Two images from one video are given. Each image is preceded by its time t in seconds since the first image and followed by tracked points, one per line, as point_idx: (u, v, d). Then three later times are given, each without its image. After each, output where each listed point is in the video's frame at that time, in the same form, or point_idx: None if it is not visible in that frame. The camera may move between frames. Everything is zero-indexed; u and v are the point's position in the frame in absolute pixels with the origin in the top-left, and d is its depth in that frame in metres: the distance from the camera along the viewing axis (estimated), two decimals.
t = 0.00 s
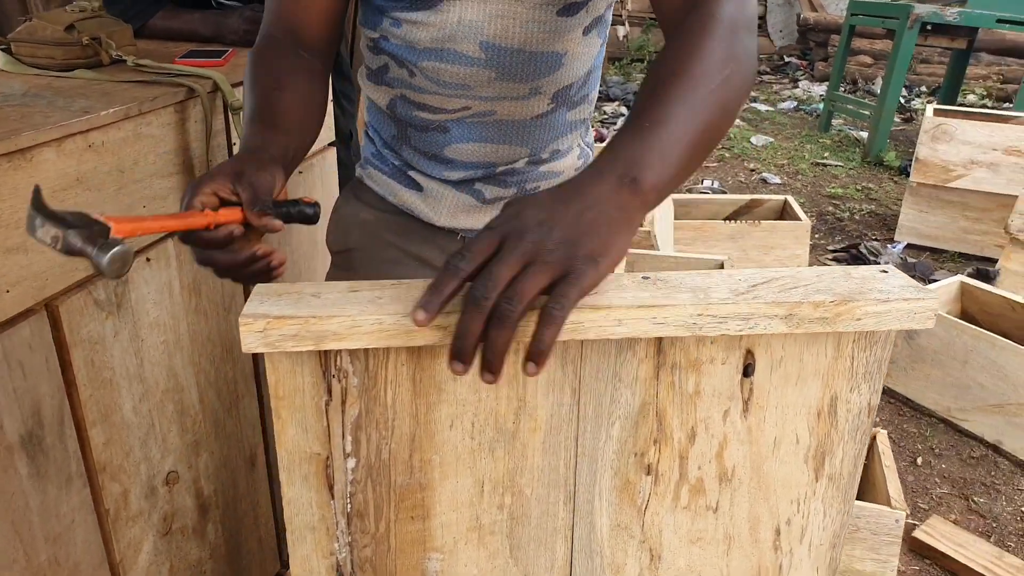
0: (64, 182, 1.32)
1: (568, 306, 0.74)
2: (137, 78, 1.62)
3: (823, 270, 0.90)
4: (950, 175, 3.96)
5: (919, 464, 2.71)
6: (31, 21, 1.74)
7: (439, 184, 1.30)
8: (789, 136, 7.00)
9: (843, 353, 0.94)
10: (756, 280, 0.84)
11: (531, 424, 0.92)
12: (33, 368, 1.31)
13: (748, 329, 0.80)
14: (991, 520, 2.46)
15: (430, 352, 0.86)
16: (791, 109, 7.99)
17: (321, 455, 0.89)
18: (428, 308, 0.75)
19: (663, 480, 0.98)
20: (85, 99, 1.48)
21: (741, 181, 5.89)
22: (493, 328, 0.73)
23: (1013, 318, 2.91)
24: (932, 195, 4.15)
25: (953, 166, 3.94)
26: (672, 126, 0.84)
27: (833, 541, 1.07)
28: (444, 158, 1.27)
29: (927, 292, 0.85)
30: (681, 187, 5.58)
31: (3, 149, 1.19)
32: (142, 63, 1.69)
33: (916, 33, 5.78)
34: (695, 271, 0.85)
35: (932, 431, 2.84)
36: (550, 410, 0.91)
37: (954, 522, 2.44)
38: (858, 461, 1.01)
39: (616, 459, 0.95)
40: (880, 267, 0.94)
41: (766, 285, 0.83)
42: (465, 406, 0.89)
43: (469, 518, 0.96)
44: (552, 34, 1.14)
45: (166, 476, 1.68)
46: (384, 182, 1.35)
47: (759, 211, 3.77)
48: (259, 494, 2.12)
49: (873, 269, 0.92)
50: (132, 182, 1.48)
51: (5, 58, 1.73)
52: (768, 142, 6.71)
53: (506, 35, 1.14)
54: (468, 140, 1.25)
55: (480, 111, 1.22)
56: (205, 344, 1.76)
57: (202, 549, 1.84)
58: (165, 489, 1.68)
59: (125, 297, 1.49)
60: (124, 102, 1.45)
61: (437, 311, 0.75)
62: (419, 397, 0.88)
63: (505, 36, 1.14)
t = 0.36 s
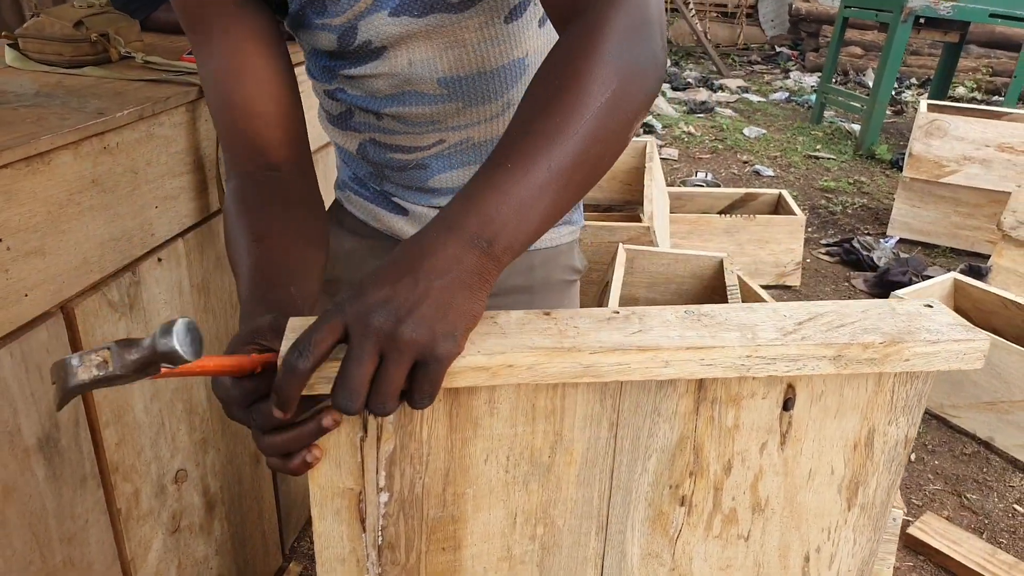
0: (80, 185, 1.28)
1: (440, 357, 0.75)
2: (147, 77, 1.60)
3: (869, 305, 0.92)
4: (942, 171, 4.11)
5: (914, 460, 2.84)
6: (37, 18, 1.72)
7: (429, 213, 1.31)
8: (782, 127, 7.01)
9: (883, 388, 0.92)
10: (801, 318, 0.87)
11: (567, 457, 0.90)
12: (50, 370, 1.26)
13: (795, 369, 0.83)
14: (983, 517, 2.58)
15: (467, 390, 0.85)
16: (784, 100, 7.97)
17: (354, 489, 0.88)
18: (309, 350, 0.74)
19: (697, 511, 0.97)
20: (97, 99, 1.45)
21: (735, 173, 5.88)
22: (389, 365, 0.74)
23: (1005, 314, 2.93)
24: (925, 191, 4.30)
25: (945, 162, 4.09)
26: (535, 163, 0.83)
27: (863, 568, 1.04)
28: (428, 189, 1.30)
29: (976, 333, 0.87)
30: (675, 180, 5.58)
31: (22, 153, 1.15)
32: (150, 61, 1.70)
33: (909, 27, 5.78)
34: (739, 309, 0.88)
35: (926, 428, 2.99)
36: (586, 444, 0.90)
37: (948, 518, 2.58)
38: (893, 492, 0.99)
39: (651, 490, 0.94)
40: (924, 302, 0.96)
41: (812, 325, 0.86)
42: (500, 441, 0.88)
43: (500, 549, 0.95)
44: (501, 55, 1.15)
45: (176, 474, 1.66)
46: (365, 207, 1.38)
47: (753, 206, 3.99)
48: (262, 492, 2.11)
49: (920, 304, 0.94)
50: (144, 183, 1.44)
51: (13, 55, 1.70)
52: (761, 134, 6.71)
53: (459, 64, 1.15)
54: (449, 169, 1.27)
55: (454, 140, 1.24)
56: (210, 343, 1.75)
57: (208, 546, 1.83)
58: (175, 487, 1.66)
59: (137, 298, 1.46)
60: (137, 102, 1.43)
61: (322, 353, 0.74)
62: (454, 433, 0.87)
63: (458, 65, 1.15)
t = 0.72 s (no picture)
0: (79, 193, 1.27)
1: (454, 389, 0.76)
2: (145, 84, 1.58)
3: (863, 323, 0.94)
4: (924, 179, 4.16)
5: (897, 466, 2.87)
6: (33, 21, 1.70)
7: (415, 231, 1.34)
8: (766, 132, 7.07)
9: (877, 403, 0.94)
10: (801, 337, 0.89)
11: (571, 473, 0.92)
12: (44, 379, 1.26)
13: (798, 389, 0.85)
14: (965, 523, 2.62)
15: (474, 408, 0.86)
16: (768, 105, 8.04)
17: (360, 502, 0.89)
18: (324, 405, 0.74)
19: (697, 525, 0.98)
20: (95, 106, 1.43)
21: (721, 177, 5.93)
22: (405, 405, 0.76)
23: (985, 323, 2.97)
24: (908, 198, 4.35)
25: (928, 170, 4.14)
26: (524, 172, 0.83)
27: None
28: (412, 212, 1.31)
29: (967, 351, 0.89)
30: (662, 184, 5.61)
31: (21, 162, 1.14)
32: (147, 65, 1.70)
33: (892, 35, 5.83)
34: (740, 328, 0.90)
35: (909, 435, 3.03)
36: (589, 461, 0.92)
37: (931, 524, 2.61)
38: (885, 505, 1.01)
39: (653, 506, 0.96)
40: (914, 319, 0.98)
41: (812, 345, 0.88)
42: (505, 457, 0.89)
43: (502, 562, 0.96)
44: (469, 75, 1.16)
45: (168, 481, 1.66)
46: (351, 228, 1.39)
47: (739, 210, 4.02)
48: (252, 496, 2.11)
49: (911, 322, 0.96)
50: (142, 191, 1.42)
51: (8, 58, 1.68)
52: (747, 138, 6.76)
53: (431, 88, 1.16)
54: (430, 191, 1.28)
55: (433, 162, 1.25)
56: (206, 349, 1.74)
57: (198, 551, 1.83)
58: (167, 494, 1.65)
59: (132, 305, 1.45)
60: (135, 110, 1.42)
61: (337, 403, 0.75)
62: (460, 448, 0.88)
63: (430, 89, 1.16)
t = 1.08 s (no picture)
0: (94, 192, 1.28)
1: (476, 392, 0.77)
2: (159, 83, 1.58)
3: (878, 331, 0.94)
4: (930, 186, 4.16)
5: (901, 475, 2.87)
6: (49, 19, 1.69)
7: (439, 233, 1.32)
8: (771, 135, 7.07)
9: (890, 412, 0.95)
10: (816, 344, 0.90)
11: (585, 477, 0.93)
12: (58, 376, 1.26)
13: (814, 396, 0.86)
14: (969, 533, 2.62)
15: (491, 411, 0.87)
16: (772, 109, 8.05)
17: (377, 502, 0.89)
18: (344, 406, 0.74)
19: (709, 530, 0.99)
20: (111, 105, 1.43)
21: (725, 180, 5.92)
22: (428, 412, 0.75)
23: (991, 331, 2.96)
24: (913, 204, 4.35)
25: (934, 176, 4.13)
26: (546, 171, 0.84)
27: None
28: (437, 214, 1.30)
29: (982, 361, 0.90)
30: (665, 186, 5.61)
31: (40, 162, 1.14)
32: (160, 65, 1.69)
33: (899, 39, 5.83)
34: (756, 335, 0.91)
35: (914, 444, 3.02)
36: (603, 466, 0.92)
37: (935, 534, 2.60)
38: (896, 512, 1.01)
39: (666, 511, 0.97)
40: (929, 329, 0.98)
41: (828, 352, 0.89)
42: (520, 460, 0.90)
43: (515, 564, 0.96)
44: (498, 74, 1.15)
45: (175, 479, 1.66)
46: (377, 229, 1.39)
47: (743, 214, 4.02)
48: (257, 494, 2.12)
49: (926, 330, 0.96)
50: (155, 190, 1.43)
51: (24, 56, 1.68)
52: (751, 142, 6.76)
53: (461, 87, 1.15)
54: (456, 193, 1.27)
55: (460, 163, 1.24)
56: (215, 347, 1.74)
57: (204, 549, 1.84)
58: (173, 491, 1.66)
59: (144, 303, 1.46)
60: (150, 109, 1.42)
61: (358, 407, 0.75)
62: (476, 451, 0.88)
63: (460, 88, 1.15)
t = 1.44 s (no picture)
0: (99, 190, 1.28)
1: (474, 327, 0.73)
2: (162, 80, 1.58)
3: (887, 325, 0.95)
4: (930, 182, 4.16)
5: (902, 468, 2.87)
6: (47, 16, 1.68)
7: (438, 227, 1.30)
8: (770, 132, 7.08)
9: (899, 406, 0.95)
10: (827, 339, 0.91)
11: (597, 472, 0.93)
12: (65, 376, 1.27)
13: (826, 389, 0.87)
14: (969, 526, 2.63)
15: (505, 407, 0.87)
16: (771, 105, 8.05)
17: (391, 498, 0.90)
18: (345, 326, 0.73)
19: (720, 524, 1.00)
20: (115, 102, 1.42)
21: (724, 177, 5.92)
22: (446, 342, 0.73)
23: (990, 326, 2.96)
24: (913, 200, 4.35)
25: (934, 172, 4.14)
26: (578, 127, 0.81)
27: None
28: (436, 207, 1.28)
29: (991, 354, 0.90)
30: (666, 183, 5.60)
31: (45, 159, 1.14)
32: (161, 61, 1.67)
33: (899, 36, 5.82)
34: (768, 330, 0.92)
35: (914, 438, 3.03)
36: (616, 460, 0.93)
37: (934, 526, 2.61)
38: (904, 505, 1.02)
39: (677, 505, 0.98)
40: (937, 323, 0.99)
41: (839, 346, 0.89)
42: (534, 455, 0.91)
43: (527, 559, 0.97)
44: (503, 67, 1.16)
45: (181, 478, 1.67)
46: (374, 226, 1.34)
47: (744, 210, 4.03)
48: (263, 492, 2.12)
49: (935, 324, 0.97)
50: (159, 189, 1.43)
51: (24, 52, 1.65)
52: (750, 138, 6.77)
53: (464, 79, 1.16)
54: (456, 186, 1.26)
55: (461, 156, 1.23)
56: (220, 346, 1.75)
57: (210, 547, 1.84)
58: (180, 491, 1.67)
59: (150, 302, 1.46)
60: (154, 106, 1.42)
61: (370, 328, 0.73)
62: (490, 446, 0.89)
63: (463, 80, 1.16)
